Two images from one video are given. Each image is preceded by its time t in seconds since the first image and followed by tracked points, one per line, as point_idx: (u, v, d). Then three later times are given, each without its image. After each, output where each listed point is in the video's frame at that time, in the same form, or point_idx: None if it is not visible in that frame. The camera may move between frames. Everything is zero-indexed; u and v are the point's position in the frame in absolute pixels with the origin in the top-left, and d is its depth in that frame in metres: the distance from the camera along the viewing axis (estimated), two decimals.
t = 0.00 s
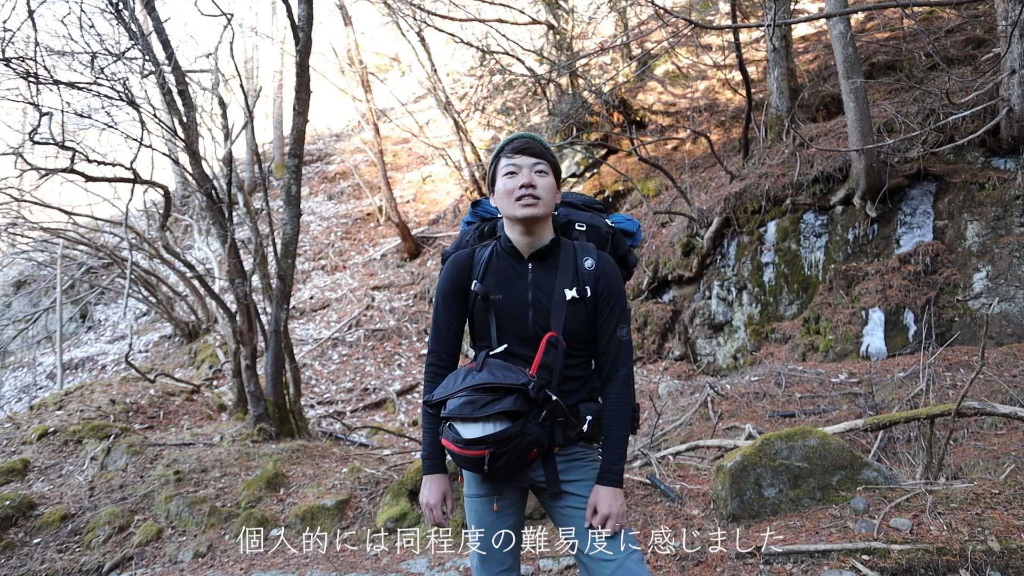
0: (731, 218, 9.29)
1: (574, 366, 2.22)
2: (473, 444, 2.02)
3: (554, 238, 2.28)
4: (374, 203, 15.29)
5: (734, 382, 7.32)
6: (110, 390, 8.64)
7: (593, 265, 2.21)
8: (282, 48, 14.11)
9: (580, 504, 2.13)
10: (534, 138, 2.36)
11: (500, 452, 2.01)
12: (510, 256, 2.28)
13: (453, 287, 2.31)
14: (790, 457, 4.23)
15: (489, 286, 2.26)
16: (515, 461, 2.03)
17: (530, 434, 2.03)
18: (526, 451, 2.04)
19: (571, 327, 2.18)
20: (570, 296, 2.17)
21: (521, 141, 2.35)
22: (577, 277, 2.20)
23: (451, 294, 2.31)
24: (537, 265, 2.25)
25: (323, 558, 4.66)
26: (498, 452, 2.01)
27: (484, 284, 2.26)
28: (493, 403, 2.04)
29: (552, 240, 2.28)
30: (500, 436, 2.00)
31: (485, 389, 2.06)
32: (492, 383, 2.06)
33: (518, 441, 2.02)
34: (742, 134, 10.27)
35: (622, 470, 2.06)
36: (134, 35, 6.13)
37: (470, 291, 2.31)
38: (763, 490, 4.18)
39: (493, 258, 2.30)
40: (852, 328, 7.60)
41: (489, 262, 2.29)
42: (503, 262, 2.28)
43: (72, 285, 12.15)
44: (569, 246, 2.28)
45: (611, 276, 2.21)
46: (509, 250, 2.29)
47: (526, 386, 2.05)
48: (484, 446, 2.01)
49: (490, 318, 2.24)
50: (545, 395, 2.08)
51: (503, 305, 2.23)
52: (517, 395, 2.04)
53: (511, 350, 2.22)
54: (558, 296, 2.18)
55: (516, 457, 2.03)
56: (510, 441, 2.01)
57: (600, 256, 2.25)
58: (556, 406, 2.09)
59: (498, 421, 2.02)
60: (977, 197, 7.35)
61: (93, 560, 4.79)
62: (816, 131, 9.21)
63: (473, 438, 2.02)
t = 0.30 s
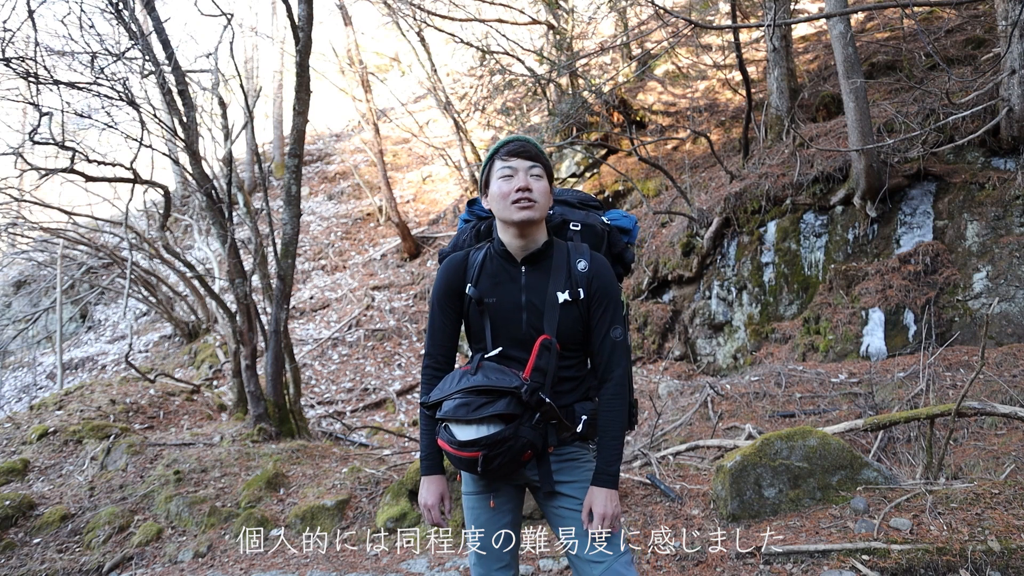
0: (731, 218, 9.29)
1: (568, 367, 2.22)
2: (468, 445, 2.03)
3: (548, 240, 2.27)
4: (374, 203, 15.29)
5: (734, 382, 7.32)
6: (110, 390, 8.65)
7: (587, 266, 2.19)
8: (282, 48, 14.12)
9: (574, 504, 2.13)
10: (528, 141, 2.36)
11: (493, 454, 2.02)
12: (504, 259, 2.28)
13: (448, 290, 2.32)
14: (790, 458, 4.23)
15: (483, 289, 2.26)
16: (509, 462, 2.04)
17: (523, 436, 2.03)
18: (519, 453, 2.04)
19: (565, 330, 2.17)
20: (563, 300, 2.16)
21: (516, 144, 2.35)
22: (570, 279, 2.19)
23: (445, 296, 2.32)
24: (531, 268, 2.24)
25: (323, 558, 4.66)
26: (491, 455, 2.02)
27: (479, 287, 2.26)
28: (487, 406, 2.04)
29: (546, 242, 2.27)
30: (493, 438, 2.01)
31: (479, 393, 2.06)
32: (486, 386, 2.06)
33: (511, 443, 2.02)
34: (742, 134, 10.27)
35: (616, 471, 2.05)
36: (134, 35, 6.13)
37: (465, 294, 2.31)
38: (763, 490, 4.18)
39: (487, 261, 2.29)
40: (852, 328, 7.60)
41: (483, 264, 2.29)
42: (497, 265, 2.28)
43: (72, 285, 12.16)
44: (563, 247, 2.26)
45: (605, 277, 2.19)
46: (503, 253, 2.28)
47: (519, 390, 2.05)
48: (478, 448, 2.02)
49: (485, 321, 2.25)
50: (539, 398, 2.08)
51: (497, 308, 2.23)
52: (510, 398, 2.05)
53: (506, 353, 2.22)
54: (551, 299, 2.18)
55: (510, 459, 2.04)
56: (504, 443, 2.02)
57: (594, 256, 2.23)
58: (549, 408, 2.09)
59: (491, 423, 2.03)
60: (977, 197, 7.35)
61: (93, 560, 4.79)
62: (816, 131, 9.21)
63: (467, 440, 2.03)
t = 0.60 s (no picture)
0: (731, 218, 9.29)
1: (563, 368, 2.21)
2: (459, 445, 2.04)
3: (542, 242, 2.27)
4: (374, 203, 15.29)
5: (734, 382, 7.31)
6: (110, 390, 8.65)
7: (580, 268, 2.18)
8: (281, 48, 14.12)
9: (567, 504, 2.13)
10: (524, 147, 2.32)
11: (484, 454, 2.02)
12: (497, 262, 2.28)
13: (443, 293, 2.33)
14: (790, 457, 4.23)
15: (477, 292, 2.27)
16: (501, 462, 2.05)
17: (514, 437, 2.04)
18: (510, 453, 2.05)
19: (558, 331, 2.17)
20: (555, 301, 2.16)
21: (512, 150, 2.31)
22: (563, 280, 2.19)
23: (441, 299, 2.33)
24: (524, 270, 2.24)
25: (323, 558, 4.66)
26: (482, 455, 2.02)
27: (473, 290, 2.27)
28: (478, 406, 2.04)
29: (539, 245, 2.26)
30: (484, 439, 2.01)
31: (471, 393, 2.07)
32: (478, 387, 2.07)
33: (502, 444, 2.03)
34: (742, 134, 10.28)
35: (607, 472, 2.03)
36: (134, 35, 6.13)
37: (460, 296, 2.33)
38: (763, 490, 4.18)
39: (481, 263, 2.30)
40: (852, 328, 7.60)
41: (477, 267, 2.30)
42: (491, 267, 2.28)
43: (72, 285, 12.15)
44: (556, 248, 2.26)
45: (597, 279, 2.18)
46: (496, 257, 2.29)
47: (510, 391, 2.05)
48: (469, 448, 2.02)
49: (479, 323, 2.26)
50: (531, 399, 2.08)
51: (491, 310, 2.24)
52: (501, 398, 2.05)
53: (500, 354, 2.23)
54: (544, 301, 2.17)
55: (502, 459, 2.04)
56: (495, 444, 2.02)
57: (587, 258, 2.22)
58: (541, 409, 2.09)
59: (483, 423, 2.03)
60: (977, 197, 7.35)
61: (93, 560, 4.79)
62: (816, 131, 9.21)
63: (459, 440, 2.04)
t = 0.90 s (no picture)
0: (731, 218, 9.29)
1: (560, 368, 2.20)
2: (457, 444, 2.04)
3: (541, 243, 2.27)
4: (374, 203, 15.28)
5: (734, 382, 7.31)
6: (110, 390, 8.65)
7: (579, 270, 2.18)
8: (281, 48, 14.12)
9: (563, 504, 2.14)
10: (524, 147, 2.34)
11: (482, 453, 2.03)
12: (497, 263, 2.28)
13: (443, 293, 2.33)
14: (790, 458, 4.23)
15: (477, 292, 2.27)
16: (497, 462, 2.05)
17: (511, 436, 2.04)
18: (507, 453, 2.05)
19: (556, 332, 2.17)
20: (553, 303, 2.16)
21: (512, 150, 2.32)
22: (562, 282, 2.18)
23: (440, 299, 2.33)
24: (523, 271, 2.24)
25: (323, 558, 4.66)
26: (479, 453, 2.03)
27: (472, 290, 2.27)
28: (476, 406, 2.05)
29: (539, 246, 2.26)
30: (481, 438, 2.01)
31: (469, 392, 2.07)
32: (475, 386, 2.07)
33: (499, 443, 2.03)
34: (742, 134, 10.28)
35: (602, 473, 2.03)
36: (134, 35, 6.13)
37: (459, 296, 2.33)
38: (763, 490, 4.18)
39: (481, 264, 2.30)
40: (852, 328, 7.60)
41: (476, 267, 2.30)
42: (490, 268, 2.28)
43: (72, 285, 12.16)
44: (555, 250, 2.25)
45: (596, 281, 2.18)
46: (496, 257, 2.29)
47: (507, 390, 2.05)
48: (466, 447, 2.03)
49: (478, 323, 2.27)
50: (528, 399, 2.08)
51: (490, 311, 2.24)
52: (498, 398, 2.05)
53: (499, 354, 2.23)
54: (542, 302, 2.17)
55: (498, 459, 2.05)
56: (492, 443, 2.02)
57: (586, 259, 2.22)
58: (538, 409, 2.09)
59: (480, 423, 2.03)
60: (977, 197, 7.35)
61: (93, 560, 4.79)
62: (816, 131, 9.21)
63: (456, 439, 2.04)
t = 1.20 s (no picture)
0: (731, 218, 9.29)
1: (563, 367, 2.20)
2: (460, 439, 2.04)
3: (545, 242, 2.27)
4: (374, 202, 15.28)
5: (734, 382, 7.31)
6: (110, 390, 8.65)
7: (582, 268, 2.18)
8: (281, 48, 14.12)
9: (566, 503, 2.13)
10: (530, 147, 2.33)
11: (485, 447, 2.02)
12: (501, 260, 2.28)
13: (446, 290, 2.33)
14: (790, 458, 4.23)
15: (480, 289, 2.27)
16: (500, 457, 2.05)
17: (514, 431, 2.04)
18: (510, 448, 2.05)
19: (558, 329, 2.17)
20: (557, 300, 2.16)
21: (518, 149, 2.31)
22: (565, 279, 2.19)
23: (443, 296, 2.33)
24: (526, 269, 2.24)
25: (323, 558, 4.66)
26: (482, 448, 2.02)
27: (476, 287, 2.28)
28: (479, 400, 2.05)
29: (543, 245, 2.27)
30: (484, 432, 2.01)
31: (472, 387, 2.07)
32: (479, 380, 2.07)
33: (502, 438, 2.03)
34: (742, 134, 10.28)
35: (608, 470, 2.04)
36: (134, 35, 6.13)
37: (462, 293, 2.33)
38: (763, 490, 4.18)
39: (485, 261, 2.31)
40: (852, 328, 7.60)
41: (480, 265, 2.30)
42: (494, 265, 2.29)
43: (72, 285, 12.16)
44: (558, 249, 2.26)
45: (599, 279, 2.18)
46: (500, 255, 2.29)
47: (510, 385, 2.05)
48: (469, 442, 2.03)
49: (480, 320, 2.26)
50: (531, 395, 2.08)
51: (493, 308, 2.24)
52: (502, 392, 2.05)
53: (500, 351, 2.23)
54: (545, 299, 2.17)
55: (501, 454, 2.05)
56: (495, 437, 2.02)
57: (589, 258, 2.22)
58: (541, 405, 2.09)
59: (483, 417, 2.03)
60: (977, 197, 7.35)
61: (93, 560, 4.79)
62: (816, 131, 9.21)
63: (459, 433, 2.04)
